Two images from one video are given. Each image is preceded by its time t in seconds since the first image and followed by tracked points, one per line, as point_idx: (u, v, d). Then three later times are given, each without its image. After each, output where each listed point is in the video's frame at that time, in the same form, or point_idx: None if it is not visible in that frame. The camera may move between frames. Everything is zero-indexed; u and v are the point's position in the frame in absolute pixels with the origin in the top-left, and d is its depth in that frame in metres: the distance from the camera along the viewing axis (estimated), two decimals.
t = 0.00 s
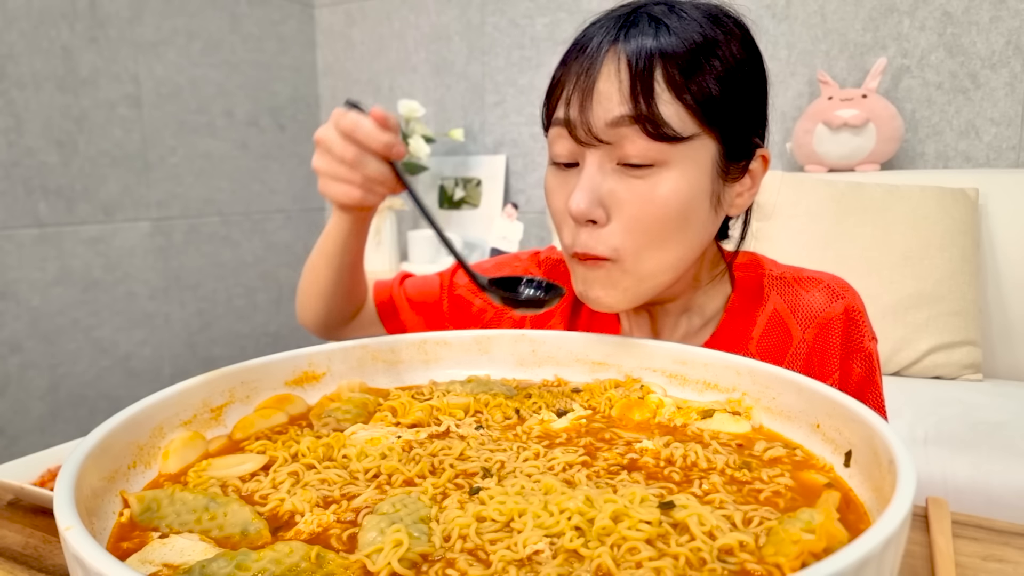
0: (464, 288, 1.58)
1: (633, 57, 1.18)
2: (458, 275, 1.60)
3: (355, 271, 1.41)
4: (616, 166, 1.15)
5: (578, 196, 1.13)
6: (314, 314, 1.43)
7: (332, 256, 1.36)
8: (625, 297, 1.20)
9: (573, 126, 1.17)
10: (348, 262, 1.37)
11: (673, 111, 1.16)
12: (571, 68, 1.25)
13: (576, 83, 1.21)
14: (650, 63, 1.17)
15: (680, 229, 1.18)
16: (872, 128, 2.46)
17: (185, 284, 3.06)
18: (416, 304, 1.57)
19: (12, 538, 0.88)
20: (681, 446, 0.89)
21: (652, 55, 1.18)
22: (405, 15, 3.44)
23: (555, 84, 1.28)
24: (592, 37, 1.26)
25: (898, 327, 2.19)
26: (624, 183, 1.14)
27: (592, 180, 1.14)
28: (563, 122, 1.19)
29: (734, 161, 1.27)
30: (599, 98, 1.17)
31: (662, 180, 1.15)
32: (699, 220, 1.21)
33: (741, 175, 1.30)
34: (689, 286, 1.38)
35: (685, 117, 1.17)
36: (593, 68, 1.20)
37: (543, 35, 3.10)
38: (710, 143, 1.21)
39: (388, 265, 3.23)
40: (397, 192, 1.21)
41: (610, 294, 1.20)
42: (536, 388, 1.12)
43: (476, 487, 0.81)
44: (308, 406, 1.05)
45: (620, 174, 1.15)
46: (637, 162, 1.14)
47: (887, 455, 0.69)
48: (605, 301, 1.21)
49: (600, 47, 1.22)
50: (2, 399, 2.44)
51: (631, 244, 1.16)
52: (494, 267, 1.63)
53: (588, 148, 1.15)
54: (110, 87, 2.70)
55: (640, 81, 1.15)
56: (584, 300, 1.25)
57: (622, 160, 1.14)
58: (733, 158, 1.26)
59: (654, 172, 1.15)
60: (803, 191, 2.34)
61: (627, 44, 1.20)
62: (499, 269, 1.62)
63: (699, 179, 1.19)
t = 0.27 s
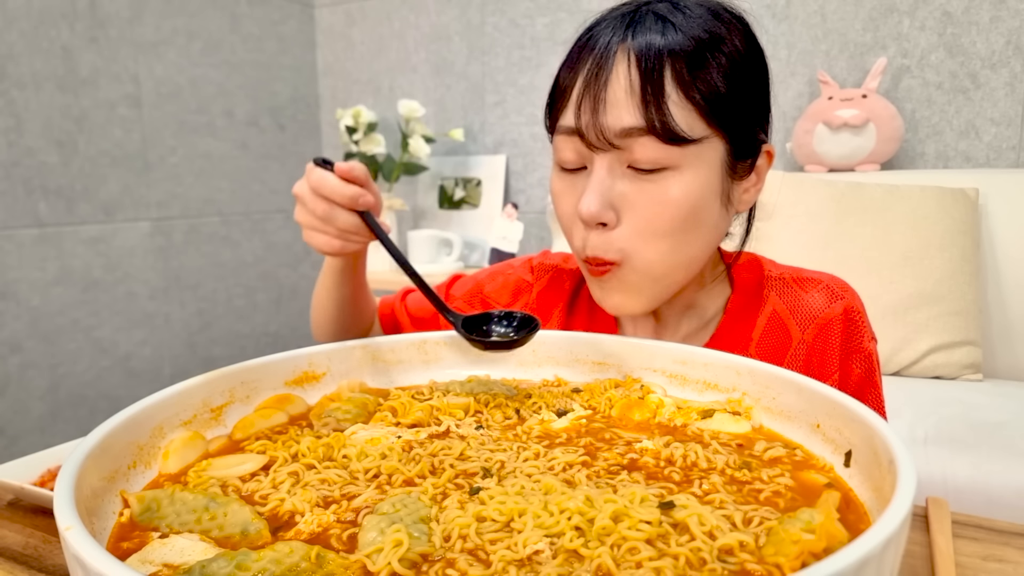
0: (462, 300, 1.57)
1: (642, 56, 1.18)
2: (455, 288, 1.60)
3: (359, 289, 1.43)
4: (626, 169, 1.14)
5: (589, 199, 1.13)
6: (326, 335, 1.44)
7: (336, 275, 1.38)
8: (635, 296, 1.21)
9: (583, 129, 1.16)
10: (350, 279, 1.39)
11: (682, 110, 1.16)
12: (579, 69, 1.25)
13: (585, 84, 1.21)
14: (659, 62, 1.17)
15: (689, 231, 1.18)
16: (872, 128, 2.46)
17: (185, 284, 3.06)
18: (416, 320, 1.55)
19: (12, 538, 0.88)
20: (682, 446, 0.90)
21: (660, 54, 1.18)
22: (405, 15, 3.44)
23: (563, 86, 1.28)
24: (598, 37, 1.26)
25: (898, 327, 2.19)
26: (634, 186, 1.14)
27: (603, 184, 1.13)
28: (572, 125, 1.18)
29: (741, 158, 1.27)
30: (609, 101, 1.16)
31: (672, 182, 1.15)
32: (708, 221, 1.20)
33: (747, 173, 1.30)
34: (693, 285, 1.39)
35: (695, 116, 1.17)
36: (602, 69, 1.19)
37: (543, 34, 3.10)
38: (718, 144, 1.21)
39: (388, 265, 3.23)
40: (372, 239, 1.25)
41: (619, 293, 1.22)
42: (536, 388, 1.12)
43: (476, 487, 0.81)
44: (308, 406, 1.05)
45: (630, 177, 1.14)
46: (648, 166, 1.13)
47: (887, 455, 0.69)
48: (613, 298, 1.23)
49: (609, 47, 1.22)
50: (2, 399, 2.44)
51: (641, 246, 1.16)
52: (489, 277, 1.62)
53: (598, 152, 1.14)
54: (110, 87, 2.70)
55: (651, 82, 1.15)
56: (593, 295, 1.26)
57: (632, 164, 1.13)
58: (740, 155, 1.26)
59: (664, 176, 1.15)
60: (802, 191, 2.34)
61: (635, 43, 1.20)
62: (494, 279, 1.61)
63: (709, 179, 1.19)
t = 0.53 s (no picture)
0: (461, 307, 1.57)
1: (650, 54, 1.18)
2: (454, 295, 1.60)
3: (365, 299, 1.43)
4: (633, 166, 1.14)
5: (596, 196, 1.12)
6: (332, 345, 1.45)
7: (341, 286, 1.40)
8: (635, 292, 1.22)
9: (590, 126, 1.16)
10: (355, 289, 1.40)
11: (690, 108, 1.16)
12: (586, 66, 1.25)
13: (593, 82, 1.20)
14: (668, 60, 1.17)
15: (694, 228, 1.19)
16: (872, 128, 2.46)
17: (185, 284, 3.06)
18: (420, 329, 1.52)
19: (12, 538, 0.88)
20: (681, 446, 0.90)
21: (669, 52, 1.18)
22: (405, 15, 3.44)
23: (569, 83, 1.27)
24: (606, 34, 1.25)
25: (898, 327, 2.19)
26: (640, 183, 1.14)
27: (610, 180, 1.13)
28: (580, 122, 1.18)
29: (746, 156, 1.27)
30: (617, 98, 1.16)
31: (678, 180, 1.15)
32: (712, 219, 1.21)
33: (751, 172, 1.30)
34: (692, 283, 1.39)
35: (703, 115, 1.18)
36: (610, 67, 1.19)
37: (543, 34, 3.10)
38: (725, 143, 1.21)
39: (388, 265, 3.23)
40: (369, 248, 1.25)
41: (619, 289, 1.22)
42: (536, 388, 1.12)
43: (476, 487, 0.81)
44: (308, 406, 1.05)
45: (636, 174, 1.14)
46: (654, 163, 1.14)
47: (887, 455, 0.69)
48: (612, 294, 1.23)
49: (616, 45, 1.22)
50: (2, 399, 2.44)
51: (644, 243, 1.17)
52: (486, 283, 1.61)
53: (605, 149, 1.14)
54: (110, 87, 2.70)
55: (659, 80, 1.15)
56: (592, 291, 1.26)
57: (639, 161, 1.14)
58: (745, 153, 1.26)
59: (671, 173, 1.15)
60: (803, 191, 2.34)
61: (643, 41, 1.20)
62: (491, 284, 1.61)
63: (715, 178, 1.19)
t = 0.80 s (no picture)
0: (461, 308, 1.58)
1: (653, 52, 1.18)
2: (454, 297, 1.61)
3: (368, 302, 1.43)
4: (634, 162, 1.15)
5: (596, 192, 1.13)
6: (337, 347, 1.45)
7: (344, 290, 1.40)
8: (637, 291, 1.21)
9: (592, 123, 1.16)
10: (359, 293, 1.41)
11: (692, 106, 1.17)
12: (589, 64, 1.25)
13: (595, 78, 1.20)
14: (669, 58, 1.17)
15: (696, 225, 1.18)
16: (872, 128, 2.46)
17: (185, 284, 3.06)
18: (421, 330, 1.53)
19: (12, 538, 0.88)
20: (681, 446, 0.90)
21: (671, 49, 1.18)
22: (405, 15, 3.44)
23: (571, 81, 1.28)
24: (608, 32, 1.26)
25: (898, 327, 2.19)
26: (641, 179, 1.14)
27: (611, 177, 1.13)
28: (582, 119, 1.18)
29: (747, 155, 1.27)
30: (619, 94, 1.16)
31: (679, 176, 1.15)
32: (714, 217, 1.21)
33: (753, 170, 1.30)
34: (694, 283, 1.39)
35: (704, 112, 1.18)
36: (612, 64, 1.19)
37: (543, 35, 3.10)
38: (726, 140, 1.21)
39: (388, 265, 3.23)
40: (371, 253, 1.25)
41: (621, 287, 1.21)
42: (536, 388, 1.12)
43: (476, 487, 0.81)
44: (308, 406, 1.05)
45: (638, 170, 1.15)
46: (656, 159, 1.14)
47: (887, 455, 0.69)
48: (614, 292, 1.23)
49: (619, 43, 1.22)
50: (2, 399, 2.44)
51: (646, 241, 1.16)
52: (486, 284, 1.62)
53: (607, 145, 1.14)
54: (110, 87, 2.70)
55: (661, 77, 1.15)
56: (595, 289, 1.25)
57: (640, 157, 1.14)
58: (746, 152, 1.26)
59: (673, 169, 1.15)
60: (803, 191, 2.34)
61: (646, 39, 1.20)
62: (491, 285, 1.62)
63: (717, 175, 1.19)
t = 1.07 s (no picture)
0: (461, 308, 1.58)
1: (653, 51, 1.18)
2: (454, 297, 1.61)
3: (369, 302, 1.43)
4: (635, 161, 1.15)
5: (598, 190, 1.13)
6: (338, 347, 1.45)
7: (346, 290, 1.40)
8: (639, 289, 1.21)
9: (593, 122, 1.16)
10: (360, 293, 1.41)
11: (693, 105, 1.17)
12: (589, 64, 1.25)
13: (596, 78, 1.20)
14: (670, 57, 1.17)
15: (697, 223, 1.18)
16: (872, 128, 2.46)
17: (185, 284, 3.06)
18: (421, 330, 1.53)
19: (12, 538, 0.88)
20: (682, 446, 0.90)
21: (671, 49, 1.18)
22: (405, 15, 3.44)
23: (572, 81, 1.28)
24: (608, 32, 1.25)
25: (898, 327, 2.19)
26: (643, 178, 1.14)
27: (612, 176, 1.13)
28: (583, 119, 1.18)
29: (748, 153, 1.27)
30: (620, 94, 1.16)
31: (680, 174, 1.15)
32: (715, 215, 1.21)
33: (753, 169, 1.30)
34: (693, 282, 1.39)
35: (705, 111, 1.18)
36: (613, 63, 1.19)
37: (543, 35, 3.10)
38: (727, 138, 1.21)
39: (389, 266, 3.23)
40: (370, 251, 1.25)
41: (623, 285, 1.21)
42: (536, 388, 1.12)
43: (476, 487, 0.81)
44: (308, 406, 1.05)
45: (639, 169, 1.15)
46: (657, 158, 1.14)
47: (887, 455, 0.69)
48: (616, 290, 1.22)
49: (619, 42, 1.22)
50: (2, 399, 2.44)
51: (648, 239, 1.16)
52: (486, 284, 1.62)
53: (608, 144, 1.14)
54: (110, 87, 2.70)
55: (662, 76, 1.16)
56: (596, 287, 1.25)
57: (641, 156, 1.14)
58: (747, 150, 1.26)
59: (674, 168, 1.15)
60: (803, 191, 2.34)
61: (646, 39, 1.20)
62: (491, 285, 1.61)
63: (717, 173, 1.19)
